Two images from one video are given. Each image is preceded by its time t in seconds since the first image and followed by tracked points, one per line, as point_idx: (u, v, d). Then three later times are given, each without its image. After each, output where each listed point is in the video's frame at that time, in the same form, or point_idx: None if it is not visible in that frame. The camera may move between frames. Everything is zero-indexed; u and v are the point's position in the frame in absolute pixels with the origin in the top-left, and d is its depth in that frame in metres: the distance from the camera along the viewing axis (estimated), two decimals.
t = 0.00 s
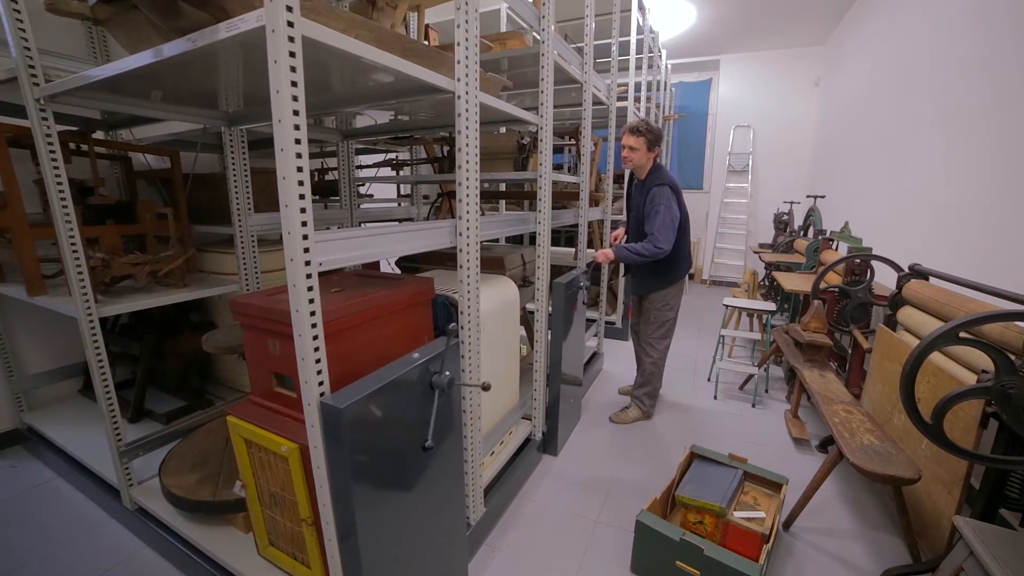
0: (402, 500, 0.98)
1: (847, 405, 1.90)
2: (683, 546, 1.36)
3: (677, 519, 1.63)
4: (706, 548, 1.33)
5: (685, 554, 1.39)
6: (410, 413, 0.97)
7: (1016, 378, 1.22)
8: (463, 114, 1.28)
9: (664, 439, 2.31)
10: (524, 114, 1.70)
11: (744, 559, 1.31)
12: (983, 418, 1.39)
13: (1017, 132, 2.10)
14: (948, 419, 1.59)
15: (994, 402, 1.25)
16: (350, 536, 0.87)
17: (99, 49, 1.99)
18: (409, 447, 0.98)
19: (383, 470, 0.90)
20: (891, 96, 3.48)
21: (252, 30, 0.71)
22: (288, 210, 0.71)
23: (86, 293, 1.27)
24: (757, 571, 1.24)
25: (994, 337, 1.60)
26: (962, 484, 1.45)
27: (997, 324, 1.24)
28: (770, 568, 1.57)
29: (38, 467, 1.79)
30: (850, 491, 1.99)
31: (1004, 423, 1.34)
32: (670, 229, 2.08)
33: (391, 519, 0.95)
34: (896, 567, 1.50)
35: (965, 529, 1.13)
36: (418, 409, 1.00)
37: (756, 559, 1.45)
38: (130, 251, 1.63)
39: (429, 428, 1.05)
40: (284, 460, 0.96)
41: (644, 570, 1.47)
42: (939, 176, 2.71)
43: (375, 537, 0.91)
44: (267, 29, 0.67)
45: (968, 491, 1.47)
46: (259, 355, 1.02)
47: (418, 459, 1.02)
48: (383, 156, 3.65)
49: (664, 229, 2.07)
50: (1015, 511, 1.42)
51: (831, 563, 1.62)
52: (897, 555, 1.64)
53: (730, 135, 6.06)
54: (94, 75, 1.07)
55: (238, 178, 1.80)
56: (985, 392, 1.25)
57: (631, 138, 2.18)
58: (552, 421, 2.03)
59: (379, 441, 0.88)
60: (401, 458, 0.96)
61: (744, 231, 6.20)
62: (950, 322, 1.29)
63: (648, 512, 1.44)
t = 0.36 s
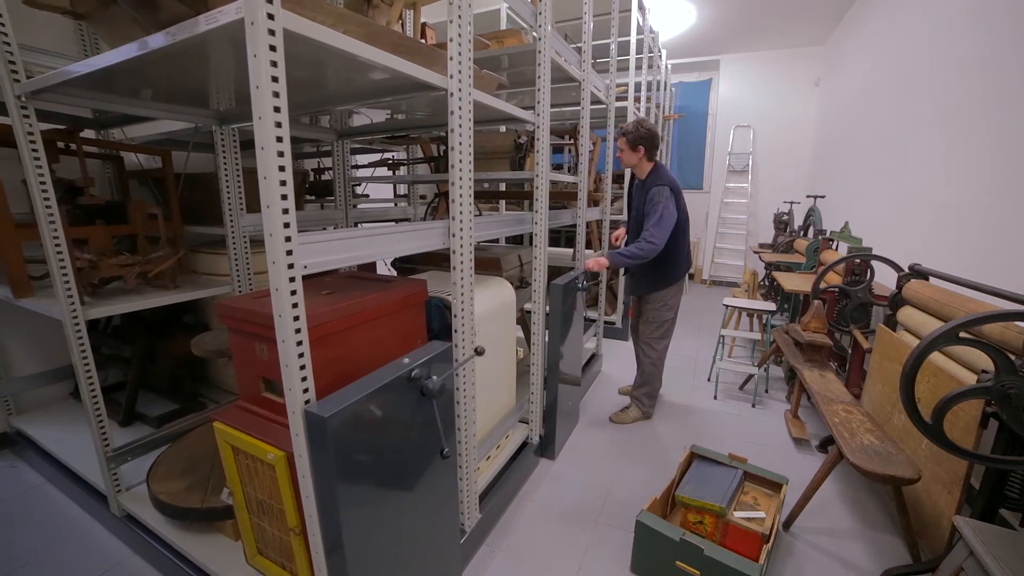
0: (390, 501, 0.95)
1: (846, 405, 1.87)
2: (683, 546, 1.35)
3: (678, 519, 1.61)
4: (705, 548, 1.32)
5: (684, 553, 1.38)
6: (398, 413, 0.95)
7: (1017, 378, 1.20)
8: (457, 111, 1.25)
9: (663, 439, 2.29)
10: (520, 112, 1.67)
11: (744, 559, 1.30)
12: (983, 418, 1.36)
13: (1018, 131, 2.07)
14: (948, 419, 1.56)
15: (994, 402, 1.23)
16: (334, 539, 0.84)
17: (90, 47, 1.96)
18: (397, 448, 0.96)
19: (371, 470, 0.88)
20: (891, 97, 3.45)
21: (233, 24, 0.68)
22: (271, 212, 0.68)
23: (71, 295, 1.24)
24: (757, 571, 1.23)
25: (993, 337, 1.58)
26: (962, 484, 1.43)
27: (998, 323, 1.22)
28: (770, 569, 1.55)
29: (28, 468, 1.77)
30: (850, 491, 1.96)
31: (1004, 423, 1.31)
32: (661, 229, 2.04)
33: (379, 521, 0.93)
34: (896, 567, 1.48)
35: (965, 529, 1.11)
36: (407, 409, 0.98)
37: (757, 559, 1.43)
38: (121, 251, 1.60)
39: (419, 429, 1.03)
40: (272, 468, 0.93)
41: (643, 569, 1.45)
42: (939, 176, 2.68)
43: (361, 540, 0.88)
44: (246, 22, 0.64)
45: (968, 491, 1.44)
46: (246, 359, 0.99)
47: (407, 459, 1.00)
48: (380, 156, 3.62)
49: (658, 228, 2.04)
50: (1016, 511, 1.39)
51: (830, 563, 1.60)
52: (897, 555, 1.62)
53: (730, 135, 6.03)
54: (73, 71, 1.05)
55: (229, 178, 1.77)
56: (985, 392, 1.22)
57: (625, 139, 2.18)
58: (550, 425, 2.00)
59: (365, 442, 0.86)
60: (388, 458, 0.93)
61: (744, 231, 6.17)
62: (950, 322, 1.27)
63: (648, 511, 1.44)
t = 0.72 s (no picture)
0: (379, 503, 0.93)
1: (846, 404, 1.84)
2: (682, 546, 1.34)
3: (678, 519, 1.59)
4: (705, 548, 1.31)
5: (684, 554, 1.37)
6: (388, 414, 0.92)
7: (1017, 378, 1.17)
8: (450, 109, 1.22)
9: (662, 440, 2.26)
10: (515, 111, 1.64)
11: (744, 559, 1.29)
12: (982, 418, 1.34)
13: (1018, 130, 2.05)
14: (947, 419, 1.54)
15: (994, 402, 1.20)
16: (320, 543, 0.82)
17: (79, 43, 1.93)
18: (387, 450, 0.93)
19: (358, 470, 0.85)
20: (892, 96, 3.42)
21: (211, 16, 0.66)
22: (250, 212, 0.66)
23: (56, 296, 1.22)
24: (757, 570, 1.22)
25: (993, 337, 1.55)
26: (962, 483, 1.41)
27: (998, 324, 1.19)
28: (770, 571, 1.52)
29: (17, 471, 1.75)
30: (850, 491, 1.94)
31: (1004, 423, 1.29)
32: (654, 232, 2.00)
33: (368, 525, 0.90)
34: (896, 567, 1.45)
35: (965, 528, 1.09)
36: (397, 410, 0.95)
37: (756, 560, 1.42)
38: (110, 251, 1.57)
39: (410, 430, 1.00)
40: (258, 476, 0.90)
41: (642, 569, 1.44)
42: (939, 177, 2.65)
43: (348, 543, 0.86)
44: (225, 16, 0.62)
45: (967, 491, 1.42)
46: (234, 364, 0.97)
47: (398, 460, 0.97)
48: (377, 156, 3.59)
49: (650, 231, 2.01)
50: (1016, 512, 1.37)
51: (830, 563, 1.57)
52: (898, 555, 1.59)
53: (729, 135, 6.00)
54: (53, 66, 1.02)
55: (221, 176, 1.74)
56: (984, 392, 1.20)
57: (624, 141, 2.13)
58: (547, 428, 1.97)
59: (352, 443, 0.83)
60: (377, 459, 0.90)
61: (744, 231, 6.15)
62: (950, 322, 1.24)
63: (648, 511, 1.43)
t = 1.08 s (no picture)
0: (370, 506, 0.91)
1: (846, 404, 1.82)
2: (682, 546, 1.32)
3: (677, 519, 1.57)
4: (705, 548, 1.29)
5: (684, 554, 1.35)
6: (377, 415, 0.89)
7: (1017, 378, 1.15)
8: (444, 107, 1.19)
9: (661, 440, 2.24)
10: (512, 111, 1.62)
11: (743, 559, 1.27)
12: (982, 418, 1.31)
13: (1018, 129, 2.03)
14: (946, 419, 1.51)
15: (994, 403, 1.18)
16: (304, 550, 0.79)
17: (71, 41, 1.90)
18: (376, 451, 0.91)
19: (346, 472, 0.83)
20: (892, 97, 3.40)
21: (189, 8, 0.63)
22: (231, 213, 0.63)
23: (43, 300, 1.20)
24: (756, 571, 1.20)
25: (993, 337, 1.53)
26: (962, 483, 1.39)
27: (999, 323, 1.17)
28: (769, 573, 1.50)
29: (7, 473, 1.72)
30: (850, 491, 1.92)
31: (1003, 423, 1.26)
32: (649, 243, 1.99)
33: (358, 529, 0.88)
34: (896, 567, 1.43)
35: (964, 528, 1.07)
36: (388, 413, 0.92)
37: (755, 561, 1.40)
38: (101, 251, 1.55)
39: (403, 431, 0.98)
40: (246, 483, 0.88)
41: (642, 569, 1.42)
42: (939, 177, 2.63)
43: (337, 547, 0.83)
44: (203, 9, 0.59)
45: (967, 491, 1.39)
46: (222, 368, 0.94)
47: (390, 461, 0.95)
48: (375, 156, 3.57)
49: (645, 243, 1.99)
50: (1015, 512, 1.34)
51: (830, 563, 1.55)
52: (898, 555, 1.57)
53: (729, 135, 5.98)
54: (35, 63, 1.00)
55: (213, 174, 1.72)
56: (984, 392, 1.18)
57: (627, 149, 2.06)
58: (544, 430, 1.95)
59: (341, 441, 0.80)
60: (366, 459, 0.88)
61: (744, 231, 6.12)
62: (950, 322, 1.22)
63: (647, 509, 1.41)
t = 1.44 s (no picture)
0: (360, 508, 0.88)
1: (847, 404, 1.80)
2: (682, 546, 1.30)
3: (677, 519, 1.54)
4: (705, 548, 1.27)
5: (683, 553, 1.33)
6: (367, 412, 0.86)
7: (1017, 378, 1.13)
8: (438, 106, 1.17)
9: (660, 440, 2.21)
10: (510, 109, 1.59)
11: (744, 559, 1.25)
12: (982, 418, 1.29)
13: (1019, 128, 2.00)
14: (946, 419, 1.49)
15: (995, 403, 1.16)
16: (291, 554, 0.76)
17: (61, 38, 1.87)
18: (368, 451, 0.88)
19: (335, 473, 0.80)
20: (892, 97, 3.37)
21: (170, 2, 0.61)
22: (211, 212, 0.61)
23: (30, 304, 1.19)
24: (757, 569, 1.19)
25: (993, 337, 1.51)
26: (963, 483, 1.36)
27: (999, 323, 1.15)
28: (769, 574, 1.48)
29: None
30: (851, 490, 1.89)
31: (1004, 423, 1.24)
32: (651, 250, 1.98)
33: (347, 532, 0.85)
34: (896, 567, 1.41)
35: (964, 528, 1.04)
36: (378, 415, 0.89)
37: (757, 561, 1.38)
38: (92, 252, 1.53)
39: (395, 432, 0.96)
40: (233, 491, 0.85)
41: (641, 569, 1.40)
42: (939, 177, 2.60)
43: (328, 549, 0.81)
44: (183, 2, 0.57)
45: (968, 491, 1.37)
46: (208, 371, 0.92)
47: (380, 462, 0.92)
48: (372, 156, 3.54)
49: (646, 250, 1.97)
50: (1016, 512, 1.32)
51: (830, 563, 1.52)
52: (898, 555, 1.55)
53: (730, 135, 5.95)
54: (14, 57, 0.99)
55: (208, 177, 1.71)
56: (984, 392, 1.15)
57: (625, 154, 2.03)
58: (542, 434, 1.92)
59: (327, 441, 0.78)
60: (355, 459, 0.85)
61: (744, 231, 6.10)
62: (951, 322, 1.20)
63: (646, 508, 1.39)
